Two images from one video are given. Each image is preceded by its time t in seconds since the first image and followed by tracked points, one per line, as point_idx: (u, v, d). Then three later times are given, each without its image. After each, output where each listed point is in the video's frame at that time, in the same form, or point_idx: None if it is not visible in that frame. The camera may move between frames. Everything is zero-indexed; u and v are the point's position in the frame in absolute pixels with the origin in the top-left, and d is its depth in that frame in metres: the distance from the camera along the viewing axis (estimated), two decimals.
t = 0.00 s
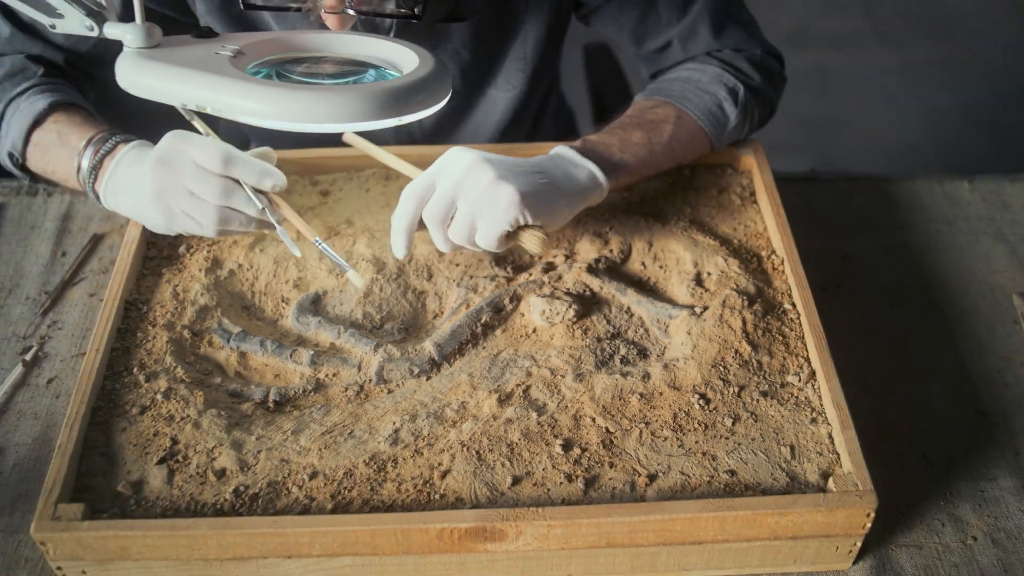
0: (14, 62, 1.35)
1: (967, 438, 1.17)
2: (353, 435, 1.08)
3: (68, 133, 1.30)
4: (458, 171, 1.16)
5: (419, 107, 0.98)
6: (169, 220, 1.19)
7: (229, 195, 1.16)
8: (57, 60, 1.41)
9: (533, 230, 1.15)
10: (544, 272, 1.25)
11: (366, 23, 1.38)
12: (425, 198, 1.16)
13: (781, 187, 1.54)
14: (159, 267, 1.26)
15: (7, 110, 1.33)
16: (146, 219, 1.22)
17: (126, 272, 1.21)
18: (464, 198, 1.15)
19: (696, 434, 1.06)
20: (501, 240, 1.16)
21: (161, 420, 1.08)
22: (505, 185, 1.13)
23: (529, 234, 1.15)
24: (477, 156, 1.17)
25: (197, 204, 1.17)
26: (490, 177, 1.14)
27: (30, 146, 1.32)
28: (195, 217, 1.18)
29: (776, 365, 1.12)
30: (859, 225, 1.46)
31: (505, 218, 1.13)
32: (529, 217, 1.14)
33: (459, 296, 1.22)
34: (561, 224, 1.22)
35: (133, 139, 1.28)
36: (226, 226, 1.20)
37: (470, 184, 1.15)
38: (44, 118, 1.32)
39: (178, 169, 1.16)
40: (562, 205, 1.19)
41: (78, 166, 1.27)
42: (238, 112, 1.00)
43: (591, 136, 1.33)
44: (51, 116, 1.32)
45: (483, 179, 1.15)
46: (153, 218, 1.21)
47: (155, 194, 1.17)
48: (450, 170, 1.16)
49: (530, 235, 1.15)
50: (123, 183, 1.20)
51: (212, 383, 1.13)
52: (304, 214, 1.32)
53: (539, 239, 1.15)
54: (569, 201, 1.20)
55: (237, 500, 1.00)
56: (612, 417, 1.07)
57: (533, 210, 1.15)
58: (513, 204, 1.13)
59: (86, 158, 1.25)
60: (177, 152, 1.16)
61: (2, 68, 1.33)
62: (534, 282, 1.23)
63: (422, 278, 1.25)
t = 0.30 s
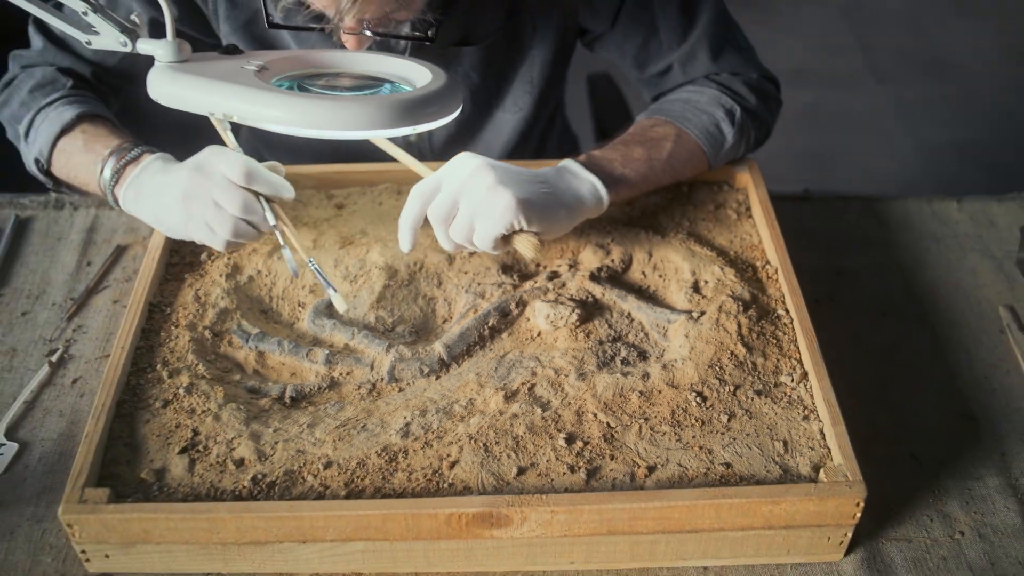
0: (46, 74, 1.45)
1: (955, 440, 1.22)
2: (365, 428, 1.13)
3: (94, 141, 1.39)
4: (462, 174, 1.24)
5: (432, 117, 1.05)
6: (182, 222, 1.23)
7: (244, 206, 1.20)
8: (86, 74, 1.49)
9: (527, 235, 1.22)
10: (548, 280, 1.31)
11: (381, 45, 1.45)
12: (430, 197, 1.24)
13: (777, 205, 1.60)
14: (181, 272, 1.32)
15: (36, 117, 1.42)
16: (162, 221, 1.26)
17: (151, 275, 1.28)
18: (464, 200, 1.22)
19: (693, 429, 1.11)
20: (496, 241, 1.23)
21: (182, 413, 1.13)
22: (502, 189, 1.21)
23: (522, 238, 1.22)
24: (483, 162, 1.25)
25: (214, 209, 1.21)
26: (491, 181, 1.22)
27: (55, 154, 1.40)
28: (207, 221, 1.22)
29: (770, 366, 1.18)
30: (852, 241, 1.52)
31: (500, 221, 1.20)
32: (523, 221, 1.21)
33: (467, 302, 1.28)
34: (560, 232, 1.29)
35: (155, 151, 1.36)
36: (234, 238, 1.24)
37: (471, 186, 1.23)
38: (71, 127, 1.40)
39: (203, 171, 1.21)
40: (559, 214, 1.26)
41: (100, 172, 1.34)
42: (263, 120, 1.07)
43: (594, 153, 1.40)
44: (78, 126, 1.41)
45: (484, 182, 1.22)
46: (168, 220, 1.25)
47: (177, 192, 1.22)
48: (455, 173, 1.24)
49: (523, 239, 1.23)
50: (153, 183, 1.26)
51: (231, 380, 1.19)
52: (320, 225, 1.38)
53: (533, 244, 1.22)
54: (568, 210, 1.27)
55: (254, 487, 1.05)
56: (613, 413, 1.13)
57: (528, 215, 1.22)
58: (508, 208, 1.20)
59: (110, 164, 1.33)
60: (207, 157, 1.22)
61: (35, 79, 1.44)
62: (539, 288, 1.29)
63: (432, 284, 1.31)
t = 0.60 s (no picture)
0: (78, 93, 1.53)
1: (942, 441, 1.27)
2: (378, 422, 1.18)
3: (125, 155, 1.47)
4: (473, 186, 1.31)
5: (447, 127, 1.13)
6: (221, 219, 1.31)
7: (286, 209, 1.30)
8: (115, 93, 1.57)
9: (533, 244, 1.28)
10: (553, 288, 1.37)
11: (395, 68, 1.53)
12: (441, 207, 1.31)
13: (772, 223, 1.67)
14: (203, 278, 1.39)
15: (69, 134, 1.50)
16: (199, 220, 1.34)
17: (175, 280, 1.34)
18: (473, 210, 1.29)
19: (691, 423, 1.16)
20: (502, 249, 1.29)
21: (204, 406, 1.19)
22: (510, 200, 1.28)
23: (527, 246, 1.28)
24: (492, 175, 1.32)
25: (257, 208, 1.30)
26: (499, 192, 1.29)
27: (86, 166, 1.49)
28: (248, 220, 1.31)
29: (763, 366, 1.23)
30: (844, 256, 1.59)
31: (506, 230, 1.27)
32: (529, 231, 1.28)
33: (475, 307, 1.34)
34: (563, 243, 1.35)
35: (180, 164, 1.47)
36: (268, 241, 1.32)
37: (481, 197, 1.30)
38: (103, 142, 1.49)
39: (252, 177, 1.32)
40: (563, 225, 1.32)
41: (130, 181, 1.43)
42: (286, 128, 1.14)
43: (596, 169, 1.47)
44: (109, 142, 1.50)
45: (493, 194, 1.29)
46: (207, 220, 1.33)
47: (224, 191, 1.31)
48: (465, 185, 1.32)
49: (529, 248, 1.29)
50: (197, 186, 1.36)
51: (251, 377, 1.25)
52: (335, 237, 1.45)
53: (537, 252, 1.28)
54: (571, 222, 1.34)
55: (273, 474, 1.11)
56: (614, 409, 1.18)
57: (533, 225, 1.28)
58: (515, 218, 1.26)
59: (142, 171, 1.42)
60: (256, 167, 1.33)
61: (68, 99, 1.53)
62: (544, 294, 1.35)
63: (442, 291, 1.38)
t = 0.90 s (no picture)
0: (101, 114, 1.59)
1: (930, 441, 1.32)
2: (387, 419, 1.23)
3: (148, 172, 1.54)
4: (479, 198, 1.38)
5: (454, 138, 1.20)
6: (244, 227, 1.37)
7: (308, 218, 1.37)
8: (136, 114, 1.63)
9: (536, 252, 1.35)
10: (555, 296, 1.43)
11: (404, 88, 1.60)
12: (447, 219, 1.38)
13: (766, 239, 1.73)
14: (219, 286, 1.44)
15: (93, 152, 1.56)
16: (221, 231, 1.39)
17: (193, 288, 1.40)
18: (479, 220, 1.36)
19: (687, 421, 1.21)
20: (506, 256, 1.35)
21: (221, 404, 1.24)
22: (514, 210, 1.34)
23: (530, 254, 1.35)
24: (497, 187, 1.39)
25: (279, 218, 1.37)
26: (504, 203, 1.35)
27: (108, 183, 1.55)
28: (270, 228, 1.37)
29: (757, 368, 1.29)
30: (836, 269, 1.64)
31: (511, 238, 1.33)
32: (533, 239, 1.34)
33: (480, 313, 1.40)
34: (564, 253, 1.42)
35: (199, 178, 1.54)
36: (288, 249, 1.38)
37: (486, 208, 1.36)
38: (126, 160, 1.55)
39: (273, 190, 1.40)
40: (564, 235, 1.39)
41: (153, 197, 1.50)
42: (301, 138, 1.20)
43: (596, 184, 1.53)
44: (131, 160, 1.55)
45: (498, 204, 1.36)
46: (228, 229, 1.39)
47: (247, 202, 1.38)
48: (471, 197, 1.38)
49: (532, 256, 1.35)
50: (218, 200, 1.42)
51: (265, 377, 1.30)
52: (346, 248, 1.51)
53: (540, 260, 1.35)
54: (572, 232, 1.40)
55: (287, 467, 1.16)
56: (614, 407, 1.23)
57: (536, 234, 1.34)
58: (519, 227, 1.33)
59: (164, 186, 1.49)
60: (276, 182, 1.41)
61: (91, 119, 1.58)
62: (546, 302, 1.41)
63: (448, 299, 1.43)
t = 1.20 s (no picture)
0: (126, 136, 1.67)
1: (917, 444, 1.38)
2: (398, 417, 1.30)
3: (170, 190, 1.62)
4: (484, 211, 1.46)
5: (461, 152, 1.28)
6: (261, 236, 1.44)
7: (322, 228, 1.45)
8: (159, 137, 1.71)
9: (538, 261, 1.42)
10: (557, 306, 1.49)
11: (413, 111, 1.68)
12: (454, 231, 1.45)
13: (760, 257, 1.80)
14: (237, 295, 1.51)
15: (118, 172, 1.64)
16: (240, 239, 1.47)
17: (213, 297, 1.47)
18: (486, 232, 1.44)
19: (683, 419, 1.27)
20: (510, 266, 1.43)
21: (239, 404, 1.31)
22: (518, 222, 1.42)
23: (533, 263, 1.42)
24: (501, 201, 1.47)
25: (295, 229, 1.45)
26: (508, 216, 1.43)
27: (133, 201, 1.63)
28: (286, 237, 1.44)
29: (750, 371, 1.35)
30: (827, 285, 1.71)
31: (515, 247, 1.40)
32: (535, 249, 1.42)
33: (486, 321, 1.47)
34: (565, 264, 1.49)
35: (219, 195, 1.61)
36: (304, 258, 1.45)
37: (491, 220, 1.44)
38: (150, 179, 1.63)
39: (290, 202, 1.47)
40: (565, 247, 1.46)
41: (175, 213, 1.57)
42: (318, 152, 1.28)
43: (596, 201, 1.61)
44: (155, 178, 1.64)
45: (503, 216, 1.44)
46: (247, 240, 1.47)
47: (265, 214, 1.45)
48: (476, 211, 1.46)
49: (534, 265, 1.42)
50: (238, 212, 1.50)
51: (281, 379, 1.37)
52: (358, 262, 1.59)
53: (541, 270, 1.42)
54: (573, 245, 1.47)
55: (302, 460, 1.21)
56: (613, 406, 1.29)
57: (539, 244, 1.42)
58: (523, 238, 1.40)
59: (186, 203, 1.57)
60: (293, 195, 1.49)
61: (116, 141, 1.67)
62: (549, 311, 1.48)
63: (455, 309, 1.50)
